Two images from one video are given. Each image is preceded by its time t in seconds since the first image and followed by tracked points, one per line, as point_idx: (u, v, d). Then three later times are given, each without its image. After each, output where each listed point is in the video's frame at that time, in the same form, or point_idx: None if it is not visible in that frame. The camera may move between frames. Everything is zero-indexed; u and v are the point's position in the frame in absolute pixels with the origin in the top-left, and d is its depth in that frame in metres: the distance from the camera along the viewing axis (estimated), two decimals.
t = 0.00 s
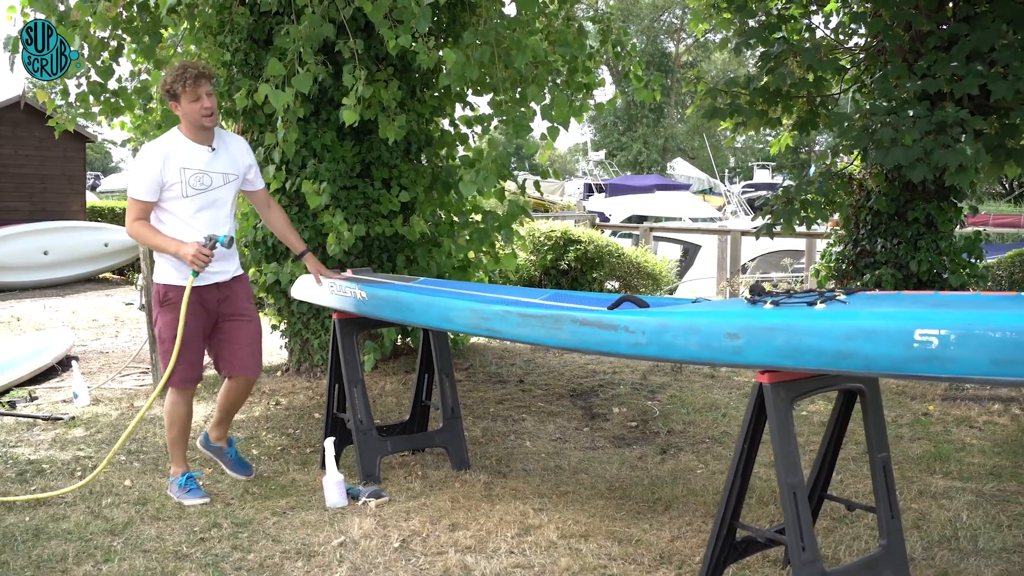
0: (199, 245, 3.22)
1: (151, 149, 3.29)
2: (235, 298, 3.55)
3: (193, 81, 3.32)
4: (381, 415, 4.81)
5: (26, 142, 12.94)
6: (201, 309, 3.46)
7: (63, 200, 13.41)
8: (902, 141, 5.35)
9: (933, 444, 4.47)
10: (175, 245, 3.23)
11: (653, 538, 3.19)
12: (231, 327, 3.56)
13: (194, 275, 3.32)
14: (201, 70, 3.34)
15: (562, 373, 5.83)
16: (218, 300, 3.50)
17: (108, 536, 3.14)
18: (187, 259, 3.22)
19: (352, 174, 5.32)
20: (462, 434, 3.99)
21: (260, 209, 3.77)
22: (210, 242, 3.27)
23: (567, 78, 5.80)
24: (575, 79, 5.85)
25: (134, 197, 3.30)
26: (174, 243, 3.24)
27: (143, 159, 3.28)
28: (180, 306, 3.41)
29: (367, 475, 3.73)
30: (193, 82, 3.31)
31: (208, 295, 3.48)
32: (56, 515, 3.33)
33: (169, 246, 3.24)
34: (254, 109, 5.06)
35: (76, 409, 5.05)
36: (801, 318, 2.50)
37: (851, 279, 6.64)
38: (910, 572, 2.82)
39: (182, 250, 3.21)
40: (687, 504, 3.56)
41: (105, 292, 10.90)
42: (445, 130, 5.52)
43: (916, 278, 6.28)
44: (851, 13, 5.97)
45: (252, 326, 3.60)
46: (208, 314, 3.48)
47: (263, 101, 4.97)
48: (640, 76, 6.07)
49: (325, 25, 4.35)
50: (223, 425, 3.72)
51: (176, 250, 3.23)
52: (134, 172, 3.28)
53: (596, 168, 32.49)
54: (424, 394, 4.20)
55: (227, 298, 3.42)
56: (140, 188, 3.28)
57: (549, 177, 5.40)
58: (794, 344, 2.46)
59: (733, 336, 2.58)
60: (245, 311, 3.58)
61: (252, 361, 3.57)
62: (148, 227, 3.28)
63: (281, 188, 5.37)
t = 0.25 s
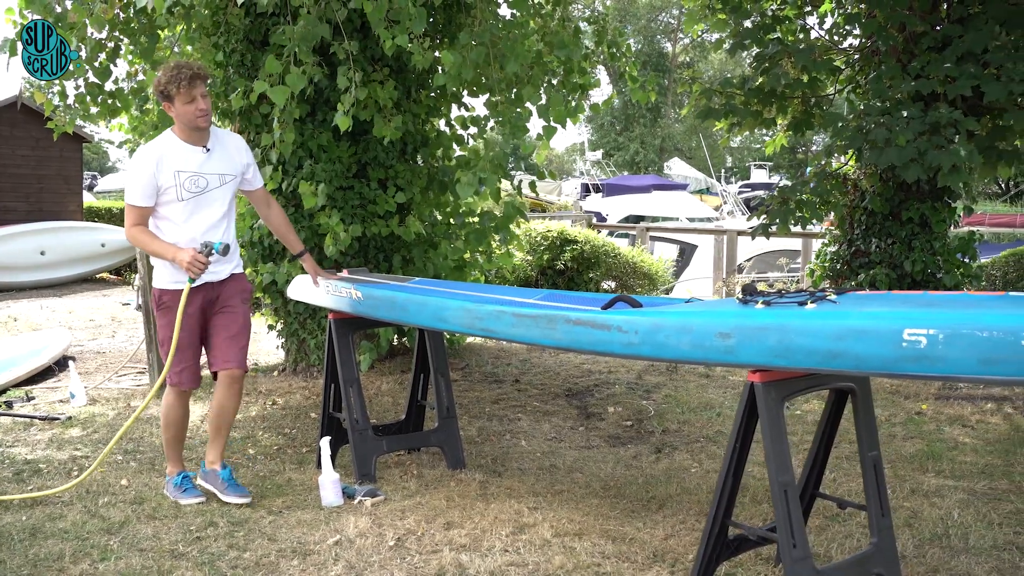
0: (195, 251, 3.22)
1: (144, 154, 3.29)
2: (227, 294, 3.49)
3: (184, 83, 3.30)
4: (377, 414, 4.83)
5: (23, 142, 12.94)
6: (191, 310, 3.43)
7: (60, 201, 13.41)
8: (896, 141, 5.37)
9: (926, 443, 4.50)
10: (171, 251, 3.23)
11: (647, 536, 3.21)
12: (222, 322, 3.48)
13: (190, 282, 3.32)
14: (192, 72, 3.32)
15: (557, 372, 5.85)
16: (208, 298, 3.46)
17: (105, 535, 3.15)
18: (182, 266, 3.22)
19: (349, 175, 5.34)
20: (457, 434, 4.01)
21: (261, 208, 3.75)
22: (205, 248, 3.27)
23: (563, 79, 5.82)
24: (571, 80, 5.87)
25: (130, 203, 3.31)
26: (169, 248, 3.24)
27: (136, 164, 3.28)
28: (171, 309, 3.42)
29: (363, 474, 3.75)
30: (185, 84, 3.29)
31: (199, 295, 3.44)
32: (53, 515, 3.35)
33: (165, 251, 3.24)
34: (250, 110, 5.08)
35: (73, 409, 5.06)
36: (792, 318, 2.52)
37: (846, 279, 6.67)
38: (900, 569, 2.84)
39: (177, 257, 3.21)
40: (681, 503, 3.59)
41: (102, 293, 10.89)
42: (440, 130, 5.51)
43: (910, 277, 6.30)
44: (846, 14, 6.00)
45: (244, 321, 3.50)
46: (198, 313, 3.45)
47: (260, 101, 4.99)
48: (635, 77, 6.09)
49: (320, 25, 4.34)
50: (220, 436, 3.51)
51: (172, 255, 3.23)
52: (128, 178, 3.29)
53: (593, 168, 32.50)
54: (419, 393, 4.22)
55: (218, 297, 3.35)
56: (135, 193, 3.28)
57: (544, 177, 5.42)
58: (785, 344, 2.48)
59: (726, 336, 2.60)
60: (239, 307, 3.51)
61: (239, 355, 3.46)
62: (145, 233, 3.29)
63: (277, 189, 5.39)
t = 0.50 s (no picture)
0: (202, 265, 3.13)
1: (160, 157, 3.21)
2: (234, 301, 3.35)
3: (208, 86, 3.21)
4: (374, 414, 4.85)
5: (19, 141, 12.92)
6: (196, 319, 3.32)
7: (57, 200, 13.40)
8: (891, 142, 5.39)
9: (920, 442, 4.53)
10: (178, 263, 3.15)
11: (642, 535, 3.22)
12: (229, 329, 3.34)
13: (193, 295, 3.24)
14: (217, 75, 3.23)
15: (553, 372, 5.87)
16: (215, 306, 3.33)
17: (101, 534, 3.16)
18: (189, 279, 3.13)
19: (345, 175, 5.35)
20: (453, 433, 4.02)
21: (275, 216, 3.63)
22: (214, 262, 3.18)
23: (560, 79, 5.83)
24: (568, 80, 5.88)
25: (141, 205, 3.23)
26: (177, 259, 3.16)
27: (151, 166, 3.20)
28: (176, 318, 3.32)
29: (359, 474, 3.76)
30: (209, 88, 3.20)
31: (204, 303, 3.32)
32: (49, 514, 3.36)
33: (174, 261, 3.18)
34: (247, 110, 5.10)
35: (69, 409, 5.07)
36: (786, 318, 2.54)
37: (841, 279, 6.69)
38: (893, 567, 2.86)
39: (185, 269, 3.13)
40: (676, 502, 3.60)
41: (98, 292, 10.89)
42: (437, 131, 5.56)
43: (905, 277, 6.33)
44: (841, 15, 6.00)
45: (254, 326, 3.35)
46: (205, 321, 3.33)
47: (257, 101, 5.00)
48: (632, 78, 6.10)
49: (318, 26, 4.38)
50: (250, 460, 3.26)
51: (180, 266, 3.16)
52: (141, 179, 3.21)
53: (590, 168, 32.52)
54: (416, 393, 4.23)
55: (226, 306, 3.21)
56: (146, 196, 3.21)
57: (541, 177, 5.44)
58: (779, 344, 2.49)
59: (720, 336, 2.61)
60: (247, 313, 3.36)
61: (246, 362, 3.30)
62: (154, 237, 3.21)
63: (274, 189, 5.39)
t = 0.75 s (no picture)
0: (212, 292, 2.99)
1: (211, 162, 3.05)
2: (262, 312, 3.21)
3: (273, 94, 3.11)
4: (370, 414, 4.86)
5: (15, 141, 12.91)
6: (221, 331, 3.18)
7: (53, 200, 13.38)
8: (885, 142, 5.42)
9: (914, 441, 4.55)
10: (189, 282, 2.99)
11: (636, 534, 3.24)
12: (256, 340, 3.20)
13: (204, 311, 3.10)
14: (279, 83, 3.13)
15: (549, 372, 5.89)
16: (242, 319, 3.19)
17: (98, 534, 3.17)
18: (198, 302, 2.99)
19: (342, 175, 5.36)
20: (449, 433, 4.03)
21: (301, 235, 3.51)
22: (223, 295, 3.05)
23: (555, 80, 5.85)
24: (564, 81, 5.90)
25: (177, 206, 3.03)
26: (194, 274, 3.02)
27: (202, 171, 3.04)
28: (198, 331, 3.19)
29: (356, 474, 3.78)
30: (275, 96, 3.11)
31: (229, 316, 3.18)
32: (46, 514, 3.36)
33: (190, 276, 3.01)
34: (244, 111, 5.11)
35: (66, 409, 5.07)
36: (779, 318, 2.56)
37: (836, 279, 6.71)
38: (886, 565, 2.88)
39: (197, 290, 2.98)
40: (671, 501, 3.62)
41: (94, 292, 10.88)
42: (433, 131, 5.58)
43: (900, 277, 6.35)
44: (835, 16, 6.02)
45: (282, 337, 3.20)
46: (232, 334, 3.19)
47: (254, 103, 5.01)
48: (627, 79, 6.11)
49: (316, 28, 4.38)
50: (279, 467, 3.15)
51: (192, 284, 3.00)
52: (185, 182, 3.03)
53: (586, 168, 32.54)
54: (412, 393, 4.24)
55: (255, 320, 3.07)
56: (185, 200, 3.03)
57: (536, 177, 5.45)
58: (772, 344, 2.51)
59: (714, 336, 2.63)
60: (275, 323, 3.22)
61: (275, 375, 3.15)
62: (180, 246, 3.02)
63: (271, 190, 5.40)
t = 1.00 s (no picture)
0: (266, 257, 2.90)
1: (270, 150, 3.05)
2: (286, 310, 3.20)
3: (338, 92, 3.13)
4: (364, 415, 4.87)
5: (9, 142, 12.88)
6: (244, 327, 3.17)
7: (47, 201, 13.36)
8: (877, 144, 5.45)
9: (905, 441, 4.58)
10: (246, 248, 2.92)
11: (628, 534, 3.26)
12: (276, 339, 3.20)
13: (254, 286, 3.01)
14: (349, 83, 3.15)
15: (543, 372, 5.90)
16: (264, 314, 3.17)
17: (92, 535, 3.18)
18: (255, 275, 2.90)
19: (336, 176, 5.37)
20: (443, 434, 4.04)
21: (316, 237, 3.54)
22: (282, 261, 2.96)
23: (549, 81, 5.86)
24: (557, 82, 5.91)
25: (234, 186, 3.01)
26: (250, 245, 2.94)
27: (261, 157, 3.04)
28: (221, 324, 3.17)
29: (349, 474, 3.79)
30: (339, 95, 3.13)
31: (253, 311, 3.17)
32: (40, 515, 3.37)
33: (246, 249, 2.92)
34: (238, 112, 5.12)
35: (60, 410, 5.08)
36: (768, 319, 2.58)
37: (829, 279, 6.74)
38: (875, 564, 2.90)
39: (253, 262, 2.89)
40: (663, 501, 3.64)
41: (89, 293, 10.87)
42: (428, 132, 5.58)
43: (892, 278, 6.38)
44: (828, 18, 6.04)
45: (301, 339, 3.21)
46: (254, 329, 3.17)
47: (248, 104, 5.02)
48: (621, 80, 6.13)
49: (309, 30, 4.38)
50: (277, 471, 3.18)
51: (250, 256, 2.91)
52: (244, 165, 3.03)
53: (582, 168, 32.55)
54: (406, 394, 4.26)
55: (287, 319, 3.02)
56: (244, 182, 3.02)
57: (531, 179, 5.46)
58: (761, 345, 2.53)
59: (704, 337, 2.65)
60: (297, 323, 3.22)
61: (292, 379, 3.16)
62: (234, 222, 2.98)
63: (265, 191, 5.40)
